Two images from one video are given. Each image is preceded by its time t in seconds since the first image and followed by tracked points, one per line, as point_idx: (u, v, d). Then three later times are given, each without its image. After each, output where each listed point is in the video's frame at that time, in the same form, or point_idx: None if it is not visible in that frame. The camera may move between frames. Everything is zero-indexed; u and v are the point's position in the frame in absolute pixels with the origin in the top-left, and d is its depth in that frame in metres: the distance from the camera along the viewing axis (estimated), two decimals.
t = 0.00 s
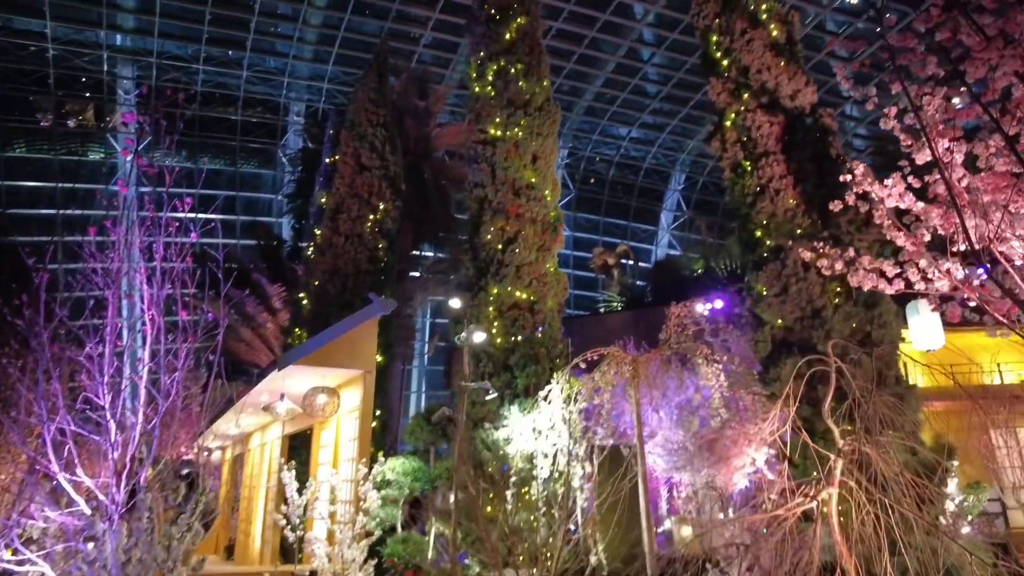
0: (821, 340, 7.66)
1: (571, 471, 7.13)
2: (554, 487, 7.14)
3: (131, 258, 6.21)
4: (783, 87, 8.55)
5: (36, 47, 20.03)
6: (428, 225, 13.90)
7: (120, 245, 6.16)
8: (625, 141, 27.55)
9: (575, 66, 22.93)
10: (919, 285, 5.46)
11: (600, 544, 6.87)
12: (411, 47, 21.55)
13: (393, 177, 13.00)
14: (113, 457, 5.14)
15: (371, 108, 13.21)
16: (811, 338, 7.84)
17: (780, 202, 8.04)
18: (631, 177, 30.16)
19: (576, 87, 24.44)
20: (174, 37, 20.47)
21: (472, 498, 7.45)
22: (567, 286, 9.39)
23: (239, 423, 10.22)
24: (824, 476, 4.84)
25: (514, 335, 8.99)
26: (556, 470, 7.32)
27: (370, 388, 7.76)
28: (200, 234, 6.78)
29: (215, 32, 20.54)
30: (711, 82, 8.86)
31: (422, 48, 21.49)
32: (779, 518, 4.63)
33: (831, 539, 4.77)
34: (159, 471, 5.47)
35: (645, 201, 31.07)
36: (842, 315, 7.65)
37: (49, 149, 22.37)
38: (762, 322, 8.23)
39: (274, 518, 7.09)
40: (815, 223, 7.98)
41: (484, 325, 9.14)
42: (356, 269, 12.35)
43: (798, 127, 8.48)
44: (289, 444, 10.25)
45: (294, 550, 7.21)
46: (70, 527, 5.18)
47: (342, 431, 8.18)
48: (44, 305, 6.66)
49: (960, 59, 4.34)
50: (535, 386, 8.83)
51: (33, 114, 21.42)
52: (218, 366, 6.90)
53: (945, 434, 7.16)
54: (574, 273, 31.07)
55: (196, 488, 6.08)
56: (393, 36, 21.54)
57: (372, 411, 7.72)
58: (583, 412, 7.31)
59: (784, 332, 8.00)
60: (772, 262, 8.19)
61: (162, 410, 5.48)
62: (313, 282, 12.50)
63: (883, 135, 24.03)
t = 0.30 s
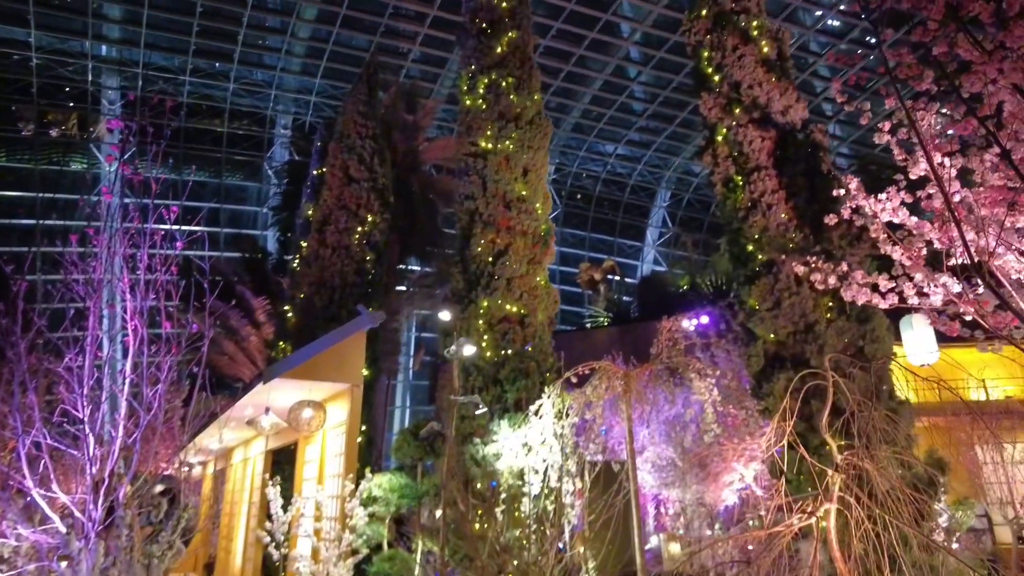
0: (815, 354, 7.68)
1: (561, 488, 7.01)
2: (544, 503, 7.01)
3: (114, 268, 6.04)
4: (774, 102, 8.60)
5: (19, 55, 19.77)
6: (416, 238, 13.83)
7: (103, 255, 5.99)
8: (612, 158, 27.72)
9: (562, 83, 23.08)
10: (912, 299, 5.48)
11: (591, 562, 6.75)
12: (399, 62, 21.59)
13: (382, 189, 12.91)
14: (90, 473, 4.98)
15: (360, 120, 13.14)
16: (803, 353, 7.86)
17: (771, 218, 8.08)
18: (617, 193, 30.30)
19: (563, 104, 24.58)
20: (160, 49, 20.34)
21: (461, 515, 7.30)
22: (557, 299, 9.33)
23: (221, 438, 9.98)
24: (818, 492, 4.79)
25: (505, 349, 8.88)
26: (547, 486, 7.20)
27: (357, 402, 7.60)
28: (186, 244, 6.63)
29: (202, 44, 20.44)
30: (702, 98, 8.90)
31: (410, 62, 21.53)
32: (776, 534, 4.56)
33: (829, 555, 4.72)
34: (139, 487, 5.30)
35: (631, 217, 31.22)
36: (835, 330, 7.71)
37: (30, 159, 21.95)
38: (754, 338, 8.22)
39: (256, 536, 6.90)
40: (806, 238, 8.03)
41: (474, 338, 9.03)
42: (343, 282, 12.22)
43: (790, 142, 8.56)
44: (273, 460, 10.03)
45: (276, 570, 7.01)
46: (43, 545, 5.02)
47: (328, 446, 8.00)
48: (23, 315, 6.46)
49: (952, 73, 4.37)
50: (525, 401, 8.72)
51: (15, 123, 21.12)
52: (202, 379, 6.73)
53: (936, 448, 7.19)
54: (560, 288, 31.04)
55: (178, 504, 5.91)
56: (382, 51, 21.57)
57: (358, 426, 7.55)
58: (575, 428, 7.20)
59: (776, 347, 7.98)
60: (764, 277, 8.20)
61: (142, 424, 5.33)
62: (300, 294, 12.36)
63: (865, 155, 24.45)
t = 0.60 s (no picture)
0: (812, 366, 7.78)
1: (557, 498, 6.96)
2: (541, 514, 6.93)
3: (105, 274, 5.93)
4: (771, 114, 8.66)
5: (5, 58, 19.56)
6: (406, 246, 13.75)
7: (95, 260, 5.87)
8: (602, 168, 27.82)
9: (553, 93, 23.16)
10: (911, 309, 5.52)
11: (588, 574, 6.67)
12: (391, 70, 21.60)
13: (375, 196, 12.84)
14: (80, 481, 4.87)
15: (353, 127, 13.08)
16: (801, 363, 7.95)
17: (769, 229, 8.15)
18: (606, 204, 30.36)
19: (554, 114, 24.65)
20: (149, 53, 20.20)
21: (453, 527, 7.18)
22: (553, 308, 9.30)
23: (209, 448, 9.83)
24: (822, 504, 4.75)
25: (500, 358, 8.83)
26: (543, 497, 7.11)
27: (351, 411, 7.49)
28: (179, 250, 6.52)
29: (192, 50, 20.32)
30: (699, 108, 8.96)
31: (401, 71, 21.54)
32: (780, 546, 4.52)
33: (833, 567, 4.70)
34: (129, 497, 5.20)
35: (620, 227, 31.28)
36: (833, 341, 7.81)
37: (14, 163, 21.75)
38: (751, 348, 8.27)
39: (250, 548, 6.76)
40: (801, 250, 8.09)
41: (469, 347, 8.96)
42: (335, 290, 12.14)
43: (786, 153, 8.63)
44: (262, 470, 9.90)
45: None
46: (30, 557, 4.90)
47: (321, 456, 7.90)
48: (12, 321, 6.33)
49: (954, 86, 4.42)
50: (520, 411, 8.67)
51: None
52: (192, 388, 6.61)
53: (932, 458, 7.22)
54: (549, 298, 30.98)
55: (167, 515, 5.78)
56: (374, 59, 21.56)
57: (352, 436, 7.45)
58: (571, 438, 7.11)
59: (773, 357, 8.06)
60: (762, 286, 8.22)
61: (134, 432, 5.21)
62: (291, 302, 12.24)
63: (852, 167, 24.74)
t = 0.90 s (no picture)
0: (815, 381, 7.79)
1: (557, 514, 6.91)
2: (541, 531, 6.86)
3: (104, 285, 5.83)
4: (771, 130, 8.74)
5: None
6: (398, 258, 13.68)
7: (93, 271, 5.77)
8: (593, 182, 27.94)
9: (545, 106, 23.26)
10: (914, 325, 5.57)
11: None
12: (383, 82, 21.61)
13: (372, 208, 12.79)
14: (76, 497, 4.75)
15: (350, 138, 13.03)
16: (803, 379, 7.97)
17: (770, 245, 8.21)
18: (597, 216, 30.44)
19: (546, 127, 24.75)
20: (141, 62, 20.10)
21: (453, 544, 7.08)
22: (551, 321, 9.27)
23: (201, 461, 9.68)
24: (830, 520, 4.74)
25: (499, 371, 8.79)
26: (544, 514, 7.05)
27: (350, 425, 7.40)
28: (180, 261, 6.42)
29: (184, 59, 20.24)
30: (701, 124, 9.03)
31: (394, 83, 21.58)
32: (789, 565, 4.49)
33: None
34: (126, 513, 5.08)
35: (611, 240, 31.35)
36: (834, 357, 7.85)
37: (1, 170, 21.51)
38: (752, 364, 8.30)
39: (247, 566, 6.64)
40: (801, 266, 8.15)
41: (468, 360, 8.90)
42: (330, 301, 12.05)
43: (786, 169, 8.70)
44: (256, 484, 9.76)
45: None
46: None
47: (318, 471, 7.79)
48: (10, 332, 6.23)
49: (962, 106, 4.47)
50: (520, 425, 8.62)
51: None
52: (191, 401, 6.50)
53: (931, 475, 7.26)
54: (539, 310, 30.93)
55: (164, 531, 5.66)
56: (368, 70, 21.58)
57: (351, 451, 7.35)
58: (573, 454, 7.07)
59: (775, 372, 8.05)
60: (764, 302, 8.26)
61: (131, 447, 5.10)
62: (285, 313, 12.13)
63: (841, 183, 25.04)
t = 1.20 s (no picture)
0: (815, 402, 7.82)
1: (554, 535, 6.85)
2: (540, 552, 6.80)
3: (103, 298, 5.74)
4: (770, 151, 8.87)
5: None
6: (389, 274, 13.60)
7: (92, 284, 5.68)
8: (583, 200, 28.08)
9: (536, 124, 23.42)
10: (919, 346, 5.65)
11: None
12: (375, 98, 21.67)
13: (368, 224, 12.77)
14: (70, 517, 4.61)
15: (346, 153, 13.01)
16: (803, 399, 8.00)
17: (771, 266, 8.29)
18: (587, 234, 30.55)
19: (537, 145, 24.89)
20: (131, 74, 20.03)
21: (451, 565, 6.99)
22: (549, 339, 9.24)
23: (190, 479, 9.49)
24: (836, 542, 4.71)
25: (497, 390, 8.74)
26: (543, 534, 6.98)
27: (348, 444, 7.31)
28: (180, 275, 6.33)
29: (175, 72, 20.18)
30: (700, 145, 9.14)
31: (385, 99, 21.64)
32: None
33: None
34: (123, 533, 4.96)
35: (599, 257, 31.44)
36: (835, 377, 7.90)
37: None
38: (752, 384, 8.34)
39: None
40: (801, 287, 8.24)
41: (466, 378, 8.86)
42: (324, 317, 11.97)
43: (786, 190, 8.81)
44: (246, 502, 9.59)
45: None
46: None
47: (314, 490, 7.67)
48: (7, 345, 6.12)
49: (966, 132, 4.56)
50: (518, 444, 8.56)
51: None
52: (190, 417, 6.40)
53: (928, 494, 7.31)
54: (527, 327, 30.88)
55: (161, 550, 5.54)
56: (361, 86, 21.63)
57: (348, 470, 7.25)
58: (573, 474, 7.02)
59: (775, 393, 8.10)
60: (764, 322, 8.32)
61: (128, 464, 4.96)
62: (278, 329, 12.02)
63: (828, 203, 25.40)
